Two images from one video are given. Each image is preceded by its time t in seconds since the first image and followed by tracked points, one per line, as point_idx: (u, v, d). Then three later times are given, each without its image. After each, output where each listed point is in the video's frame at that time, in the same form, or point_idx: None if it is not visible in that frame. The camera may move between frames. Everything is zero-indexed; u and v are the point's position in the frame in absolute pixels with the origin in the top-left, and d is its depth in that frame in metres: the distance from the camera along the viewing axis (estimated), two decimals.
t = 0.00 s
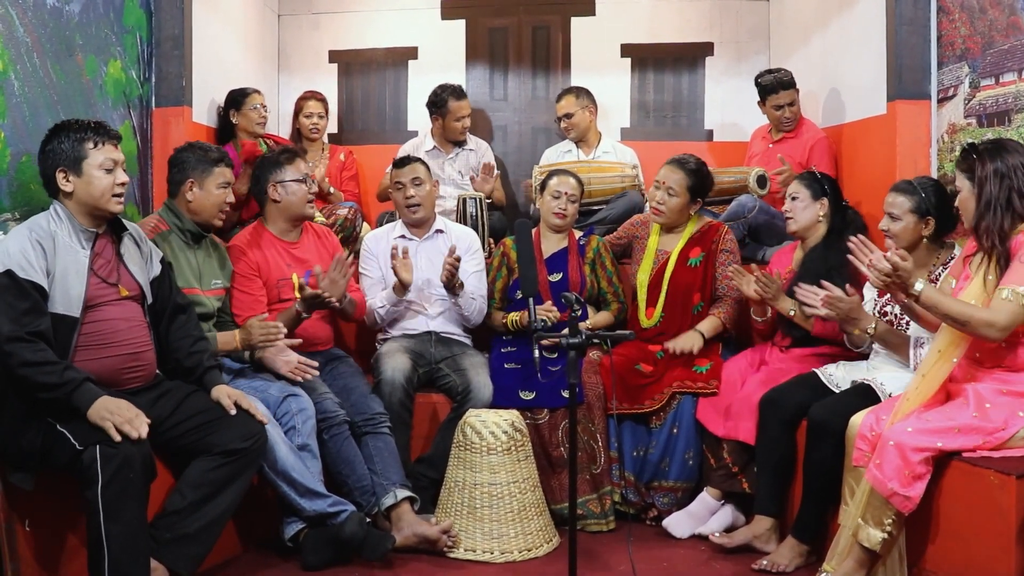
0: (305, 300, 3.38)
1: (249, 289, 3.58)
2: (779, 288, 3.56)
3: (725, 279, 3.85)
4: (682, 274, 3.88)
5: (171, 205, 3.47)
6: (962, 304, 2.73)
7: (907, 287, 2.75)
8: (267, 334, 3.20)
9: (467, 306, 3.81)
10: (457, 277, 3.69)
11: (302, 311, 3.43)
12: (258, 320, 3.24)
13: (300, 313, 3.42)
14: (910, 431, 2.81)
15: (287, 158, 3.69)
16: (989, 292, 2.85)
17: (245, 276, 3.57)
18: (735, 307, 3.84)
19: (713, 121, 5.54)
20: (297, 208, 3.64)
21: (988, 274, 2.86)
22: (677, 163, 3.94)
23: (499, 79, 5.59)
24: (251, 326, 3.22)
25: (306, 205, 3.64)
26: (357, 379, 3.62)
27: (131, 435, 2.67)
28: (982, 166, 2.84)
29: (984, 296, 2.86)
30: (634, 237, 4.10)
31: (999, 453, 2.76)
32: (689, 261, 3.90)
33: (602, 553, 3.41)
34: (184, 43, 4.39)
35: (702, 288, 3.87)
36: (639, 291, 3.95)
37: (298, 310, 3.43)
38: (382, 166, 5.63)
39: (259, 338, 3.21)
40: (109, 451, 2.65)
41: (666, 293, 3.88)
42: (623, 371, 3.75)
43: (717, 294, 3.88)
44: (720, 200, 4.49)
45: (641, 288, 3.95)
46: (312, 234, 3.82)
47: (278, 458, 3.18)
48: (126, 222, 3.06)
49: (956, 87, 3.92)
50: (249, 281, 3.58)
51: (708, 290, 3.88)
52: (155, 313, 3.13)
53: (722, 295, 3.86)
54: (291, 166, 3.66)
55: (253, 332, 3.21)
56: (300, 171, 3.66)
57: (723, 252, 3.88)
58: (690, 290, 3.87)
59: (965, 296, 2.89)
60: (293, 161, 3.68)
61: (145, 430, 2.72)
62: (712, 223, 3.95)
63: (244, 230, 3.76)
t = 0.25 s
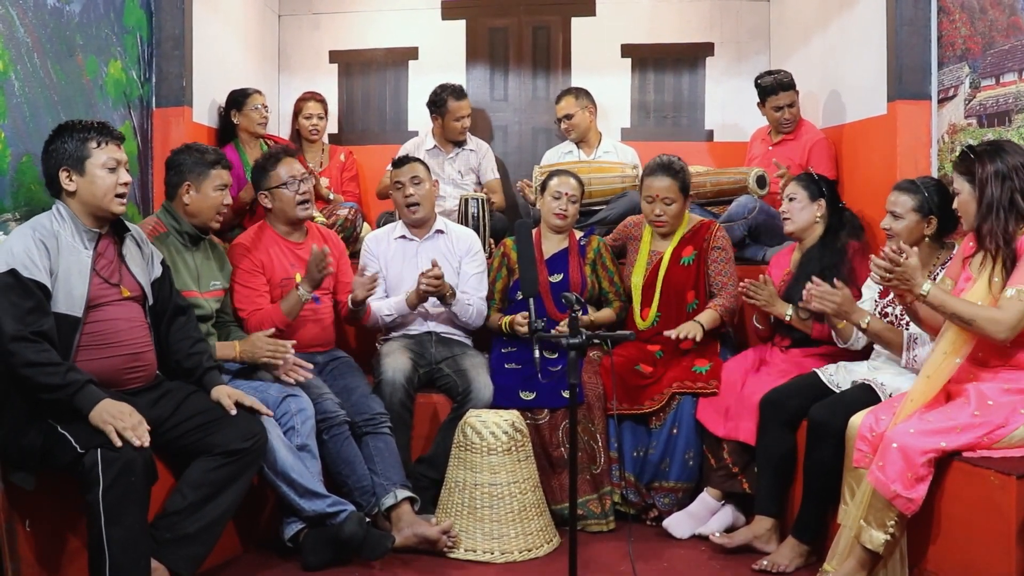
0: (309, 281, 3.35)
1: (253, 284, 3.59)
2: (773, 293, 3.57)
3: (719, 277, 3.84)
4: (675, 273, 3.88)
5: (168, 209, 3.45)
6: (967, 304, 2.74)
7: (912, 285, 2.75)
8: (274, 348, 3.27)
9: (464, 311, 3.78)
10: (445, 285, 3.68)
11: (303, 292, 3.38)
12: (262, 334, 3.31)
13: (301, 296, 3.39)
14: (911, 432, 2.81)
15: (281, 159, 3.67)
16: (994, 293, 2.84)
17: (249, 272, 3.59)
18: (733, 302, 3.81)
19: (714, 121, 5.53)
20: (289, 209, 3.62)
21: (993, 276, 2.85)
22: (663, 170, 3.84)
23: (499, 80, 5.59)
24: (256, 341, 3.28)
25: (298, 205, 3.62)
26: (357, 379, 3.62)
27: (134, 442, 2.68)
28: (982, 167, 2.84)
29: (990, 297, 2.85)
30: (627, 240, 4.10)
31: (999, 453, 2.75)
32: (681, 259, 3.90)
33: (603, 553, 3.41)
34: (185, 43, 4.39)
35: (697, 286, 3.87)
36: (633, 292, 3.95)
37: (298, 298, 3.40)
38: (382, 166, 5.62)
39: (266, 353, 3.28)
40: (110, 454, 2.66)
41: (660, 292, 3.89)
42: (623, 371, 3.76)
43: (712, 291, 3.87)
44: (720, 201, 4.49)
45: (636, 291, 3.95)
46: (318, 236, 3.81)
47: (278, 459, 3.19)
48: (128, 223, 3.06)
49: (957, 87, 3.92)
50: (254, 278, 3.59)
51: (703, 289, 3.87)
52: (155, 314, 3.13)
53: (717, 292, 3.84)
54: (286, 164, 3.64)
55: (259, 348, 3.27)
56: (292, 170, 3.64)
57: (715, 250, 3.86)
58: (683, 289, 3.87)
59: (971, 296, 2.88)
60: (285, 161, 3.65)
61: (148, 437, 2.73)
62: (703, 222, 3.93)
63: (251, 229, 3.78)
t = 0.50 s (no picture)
0: (340, 298, 3.50)
1: (263, 281, 3.58)
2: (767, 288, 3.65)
3: (722, 279, 3.85)
4: (680, 273, 3.87)
5: (158, 209, 3.45)
6: (957, 301, 2.75)
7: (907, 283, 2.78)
8: (270, 344, 3.22)
9: (466, 308, 3.80)
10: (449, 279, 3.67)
11: (331, 307, 3.52)
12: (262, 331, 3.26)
13: (327, 311, 3.51)
14: (911, 432, 2.81)
15: (289, 157, 3.69)
16: (991, 292, 2.85)
17: (257, 268, 3.58)
18: (733, 305, 3.83)
19: (714, 122, 5.53)
20: (293, 209, 3.63)
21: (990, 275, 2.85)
22: (667, 173, 3.84)
23: (499, 80, 5.59)
24: (254, 338, 3.24)
25: (301, 205, 3.63)
26: (358, 379, 3.63)
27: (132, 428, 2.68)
28: (982, 168, 2.84)
29: (986, 295, 2.85)
30: (631, 239, 4.10)
31: (1000, 454, 2.75)
32: (686, 260, 3.90)
33: (603, 553, 3.41)
34: (185, 43, 4.39)
35: (700, 288, 3.87)
36: (636, 293, 3.95)
37: (321, 310, 3.51)
38: (382, 166, 5.62)
39: (263, 351, 3.23)
40: (110, 456, 2.66)
41: (663, 293, 3.88)
42: (623, 371, 3.75)
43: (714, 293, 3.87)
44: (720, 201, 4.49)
45: (639, 291, 3.95)
46: (322, 239, 3.83)
47: (279, 458, 3.19)
48: (127, 223, 3.06)
49: (957, 87, 3.92)
50: (265, 275, 3.58)
51: (706, 290, 3.87)
52: (156, 314, 3.14)
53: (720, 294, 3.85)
54: (291, 163, 3.66)
55: (257, 344, 3.23)
56: (299, 170, 3.65)
57: (719, 251, 3.87)
58: (688, 289, 3.87)
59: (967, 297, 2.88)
60: (290, 161, 3.66)
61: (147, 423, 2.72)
62: (708, 222, 3.94)
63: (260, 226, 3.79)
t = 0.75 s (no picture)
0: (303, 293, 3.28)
1: (256, 283, 3.59)
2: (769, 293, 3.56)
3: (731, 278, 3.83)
4: (690, 272, 3.87)
5: (155, 213, 3.45)
6: (967, 304, 2.74)
7: (914, 286, 2.74)
8: (267, 348, 3.18)
9: (467, 309, 3.78)
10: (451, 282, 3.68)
11: (297, 301, 3.34)
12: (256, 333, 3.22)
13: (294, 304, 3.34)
14: (911, 432, 2.81)
15: (290, 157, 3.69)
16: (994, 294, 2.84)
17: (251, 270, 3.59)
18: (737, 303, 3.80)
19: (714, 122, 5.53)
20: (293, 208, 3.63)
21: (991, 274, 2.86)
22: (682, 172, 3.84)
23: (499, 80, 5.59)
24: (250, 339, 3.19)
25: (301, 204, 3.62)
26: (358, 379, 3.63)
27: (131, 440, 2.67)
28: (986, 167, 2.83)
29: (990, 298, 2.85)
30: (640, 238, 4.10)
31: (1000, 454, 2.75)
32: (697, 260, 3.90)
33: (604, 553, 3.41)
34: (186, 43, 4.39)
35: (708, 288, 3.87)
36: (645, 289, 3.96)
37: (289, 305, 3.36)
38: (383, 166, 5.62)
39: (259, 353, 3.18)
40: (109, 452, 2.65)
41: (672, 292, 3.89)
42: (625, 373, 3.77)
43: (721, 293, 3.87)
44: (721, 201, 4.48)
45: (648, 287, 3.96)
46: (323, 234, 3.84)
47: (278, 458, 3.19)
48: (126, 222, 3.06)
49: (958, 87, 3.91)
50: (257, 275, 3.59)
51: (713, 291, 3.87)
52: (156, 314, 3.14)
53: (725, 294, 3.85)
54: (292, 163, 3.66)
55: (253, 347, 3.18)
56: (299, 170, 3.65)
57: (729, 252, 3.86)
58: (695, 289, 3.87)
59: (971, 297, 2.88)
60: (290, 161, 3.66)
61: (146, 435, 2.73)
62: (720, 223, 3.94)
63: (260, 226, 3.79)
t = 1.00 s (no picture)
0: (326, 304, 3.39)
1: (259, 283, 3.58)
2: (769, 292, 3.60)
3: (732, 281, 3.85)
4: (694, 273, 3.88)
5: (161, 210, 3.45)
6: (962, 305, 2.74)
7: (911, 287, 2.78)
8: (272, 353, 3.20)
9: (462, 310, 3.79)
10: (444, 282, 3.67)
11: (318, 311, 3.42)
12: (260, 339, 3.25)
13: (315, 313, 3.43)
14: (911, 432, 2.81)
15: (289, 157, 3.70)
16: (990, 294, 2.85)
17: (255, 269, 3.58)
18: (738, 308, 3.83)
19: (714, 122, 5.53)
20: (291, 209, 3.63)
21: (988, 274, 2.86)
22: (694, 174, 3.85)
23: (500, 80, 5.59)
24: (255, 347, 3.22)
25: (300, 205, 3.62)
26: (358, 379, 3.63)
27: (130, 442, 2.67)
28: (985, 167, 2.83)
29: (987, 298, 2.85)
30: (644, 237, 4.09)
31: (1001, 454, 2.75)
32: (701, 261, 3.90)
33: (603, 553, 3.41)
34: (186, 43, 4.39)
35: (710, 289, 3.88)
36: (647, 289, 3.96)
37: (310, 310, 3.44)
38: (383, 166, 5.62)
39: (264, 359, 3.21)
40: (107, 454, 2.65)
41: (675, 293, 3.89)
42: (625, 373, 3.76)
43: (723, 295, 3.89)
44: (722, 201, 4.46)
45: (651, 286, 3.96)
46: (321, 239, 3.83)
47: (279, 458, 3.19)
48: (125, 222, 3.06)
49: (958, 87, 3.91)
50: (259, 275, 3.59)
51: (716, 292, 3.88)
52: (156, 313, 3.14)
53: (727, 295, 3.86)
54: (292, 163, 3.66)
55: (258, 353, 3.22)
56: (299, 169, 3.66)
57: (733, 254, 3.87)
58: (699, 290, 3.88)
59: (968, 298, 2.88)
60: (290, 160, 3.67)
61: (144, 438, 2.72)
62: (725, 225, 3.94)
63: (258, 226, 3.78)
